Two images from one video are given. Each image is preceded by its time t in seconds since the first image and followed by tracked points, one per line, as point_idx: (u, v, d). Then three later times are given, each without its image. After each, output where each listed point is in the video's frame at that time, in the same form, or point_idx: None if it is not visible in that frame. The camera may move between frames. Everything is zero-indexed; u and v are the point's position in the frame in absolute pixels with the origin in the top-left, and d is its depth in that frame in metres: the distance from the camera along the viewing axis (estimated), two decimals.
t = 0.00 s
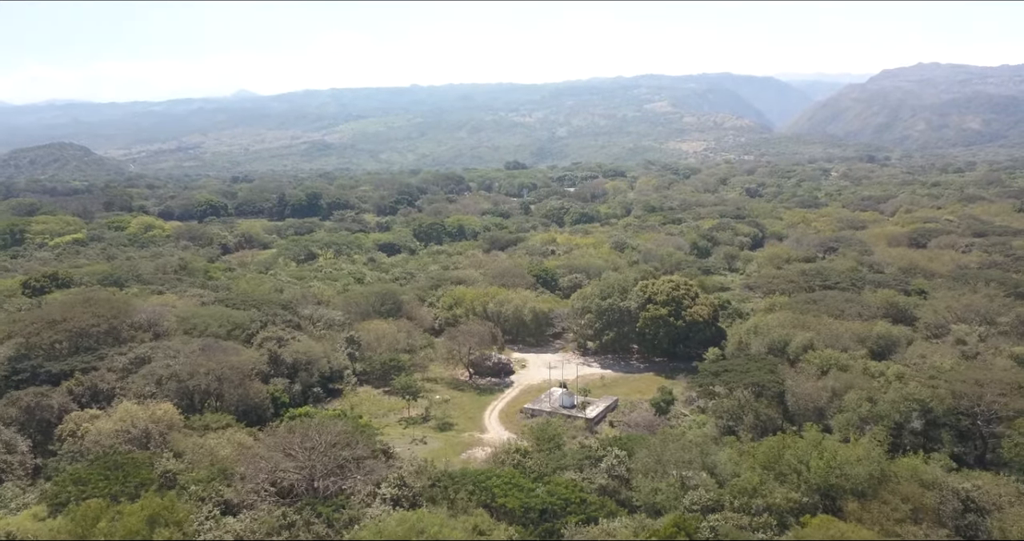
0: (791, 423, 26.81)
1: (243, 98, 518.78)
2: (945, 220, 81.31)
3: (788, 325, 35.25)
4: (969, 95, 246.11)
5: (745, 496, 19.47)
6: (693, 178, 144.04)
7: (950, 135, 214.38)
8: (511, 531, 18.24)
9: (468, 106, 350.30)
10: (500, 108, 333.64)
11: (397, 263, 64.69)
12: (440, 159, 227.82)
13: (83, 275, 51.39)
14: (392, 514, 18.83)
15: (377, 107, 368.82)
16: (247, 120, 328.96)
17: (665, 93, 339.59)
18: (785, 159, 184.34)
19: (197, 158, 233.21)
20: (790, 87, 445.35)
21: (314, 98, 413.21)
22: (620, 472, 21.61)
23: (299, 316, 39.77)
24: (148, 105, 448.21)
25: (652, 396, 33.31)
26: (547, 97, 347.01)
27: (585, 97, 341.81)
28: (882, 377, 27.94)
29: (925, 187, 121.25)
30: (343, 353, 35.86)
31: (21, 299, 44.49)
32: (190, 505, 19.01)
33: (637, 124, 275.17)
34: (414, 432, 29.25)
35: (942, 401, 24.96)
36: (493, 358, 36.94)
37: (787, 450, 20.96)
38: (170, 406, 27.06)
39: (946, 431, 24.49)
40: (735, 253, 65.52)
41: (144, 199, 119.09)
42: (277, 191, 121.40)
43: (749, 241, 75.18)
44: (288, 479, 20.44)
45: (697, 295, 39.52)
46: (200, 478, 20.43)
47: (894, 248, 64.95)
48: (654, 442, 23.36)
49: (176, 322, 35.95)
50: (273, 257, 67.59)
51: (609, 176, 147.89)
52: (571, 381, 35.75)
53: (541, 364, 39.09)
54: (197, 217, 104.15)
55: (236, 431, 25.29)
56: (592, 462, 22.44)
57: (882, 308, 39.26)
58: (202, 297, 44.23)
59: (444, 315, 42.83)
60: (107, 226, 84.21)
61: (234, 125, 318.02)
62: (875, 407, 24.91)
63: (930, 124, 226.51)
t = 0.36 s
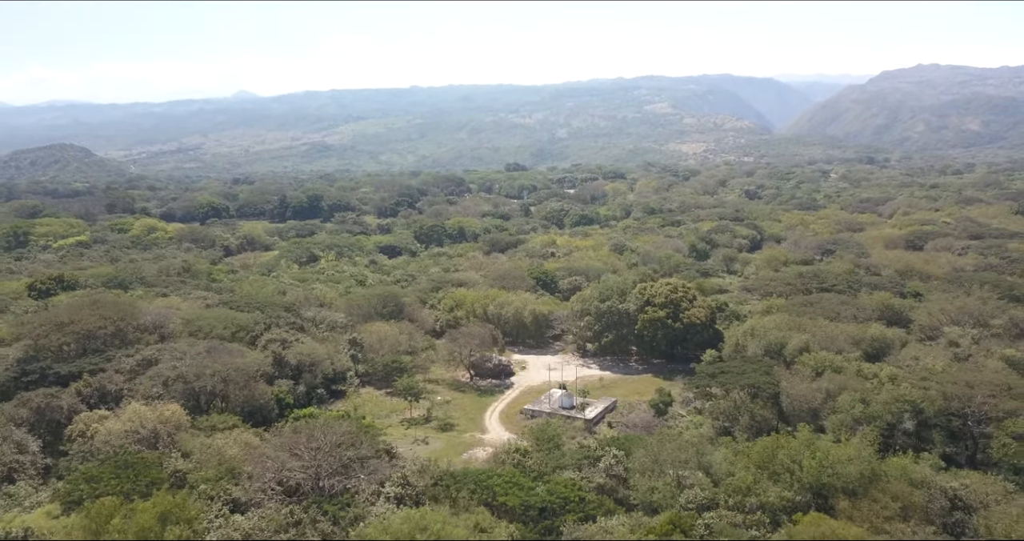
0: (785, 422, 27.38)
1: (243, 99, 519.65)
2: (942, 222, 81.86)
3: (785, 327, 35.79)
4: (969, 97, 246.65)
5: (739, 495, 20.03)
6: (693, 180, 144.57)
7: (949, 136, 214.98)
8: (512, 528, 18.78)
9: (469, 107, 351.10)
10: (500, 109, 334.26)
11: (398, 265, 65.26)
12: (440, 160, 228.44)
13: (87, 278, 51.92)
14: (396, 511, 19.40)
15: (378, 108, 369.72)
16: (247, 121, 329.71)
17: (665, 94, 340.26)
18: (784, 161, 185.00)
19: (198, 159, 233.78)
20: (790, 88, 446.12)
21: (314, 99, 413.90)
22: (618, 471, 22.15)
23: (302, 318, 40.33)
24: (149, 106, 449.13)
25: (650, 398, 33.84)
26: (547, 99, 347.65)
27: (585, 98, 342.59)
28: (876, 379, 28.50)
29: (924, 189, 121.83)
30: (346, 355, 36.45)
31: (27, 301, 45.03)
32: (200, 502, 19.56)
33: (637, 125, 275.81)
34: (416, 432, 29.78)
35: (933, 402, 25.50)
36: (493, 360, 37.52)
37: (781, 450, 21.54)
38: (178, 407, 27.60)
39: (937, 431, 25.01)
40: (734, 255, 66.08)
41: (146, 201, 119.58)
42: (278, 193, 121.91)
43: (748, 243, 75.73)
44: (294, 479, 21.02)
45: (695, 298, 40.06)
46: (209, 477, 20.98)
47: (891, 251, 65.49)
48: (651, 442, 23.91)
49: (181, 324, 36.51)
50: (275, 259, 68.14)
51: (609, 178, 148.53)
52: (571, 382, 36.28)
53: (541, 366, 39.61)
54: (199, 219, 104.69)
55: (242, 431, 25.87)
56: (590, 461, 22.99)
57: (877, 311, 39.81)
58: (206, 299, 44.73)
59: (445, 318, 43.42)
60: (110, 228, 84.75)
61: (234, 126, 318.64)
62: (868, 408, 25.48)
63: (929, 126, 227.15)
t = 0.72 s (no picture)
0: (780, 422, 27.93)
1: (243, 99, 520.01)
2: (939, 224, 82.37)
3: (781, 329, 36.33)
4: (968, 98, 247.09)
5: (734, 493, 20.57)
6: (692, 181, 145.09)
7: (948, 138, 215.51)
8: (512, 526, 19.30)
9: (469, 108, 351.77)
10: (500, 110, 334.86)
11: (399, 267, 65.80)
12: (441, 161, 229.13)
13: (91, 280, 52.47)
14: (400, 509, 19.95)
15: (378, 109, 370.51)
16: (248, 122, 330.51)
17: (665, 94, 340.82)
18: (783, 162, 185.52)
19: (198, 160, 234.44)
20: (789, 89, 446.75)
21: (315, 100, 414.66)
22: (615, 470, 22.71)
23: (304, 320, 40.86)
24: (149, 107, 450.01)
25: (648, 398, 34.36)
26: (547, 99, 348.27)
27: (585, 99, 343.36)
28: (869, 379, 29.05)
29: (922, 191, 122.35)
30: (348, 356, 36.99)
31: (33, 303, 45.57)
32: (209, 500, 20.09)
33: (637, 126, 276.45)
34: (418, 432, 30.30)
35: (924, 402, 26.05)
36: (494, 361, 38.09)
37: (775, 449, 22.07)
38: (184, 408, 28.14)
39: (929, 431, 25.56)
40: (732, 256, 66.60)
41: (147, 202, 120.19)
42: (278, 195, 122.47)
43: (746, 245, 76.22)
44: (299, 478, 21.55)
45: (693, 300, 40.54)
46: (217, 476, 21.52)
47: (888, 252, 66.00)
48: (648, 442, 24.45)
49: (186, 326, 37.04)
50: (277, 261, 68.69)
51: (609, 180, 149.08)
52: (570, 383, 36.80)
53: (540, 367, 40.12)
54: (200, 221, 105.28)
55: (248, 431, 26.39)
56: (589, 461, 23.53)
57: (872, 313, 40.34)
58: (210, 301, 45.27)
59: (446, 319, 43.94)
60: (113, 230, 85.33)
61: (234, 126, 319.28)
62: (861, 409, 26.00)
63: (928, 127, 227.70)
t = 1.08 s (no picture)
0: (775, 421, 28.48)
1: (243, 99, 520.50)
2: (937, 225, 82.93)
3: (777, 330, 36.87)
4: (967, 99, 247.60)
5: (729, 489, 21.13)
6: (692, 181, 145.61)
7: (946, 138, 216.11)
8: (512, 523, 19.78)
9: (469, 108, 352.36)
10: (500, 110, 335.32)
11: (400, 268, 66.36)
12: (441, 162, 229.74)
13: (95, 281, 52.93)
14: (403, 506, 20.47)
15: (378, 109, 371.09)
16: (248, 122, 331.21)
17: (665, 94, 341.33)
18: (783, 162, 186.05)
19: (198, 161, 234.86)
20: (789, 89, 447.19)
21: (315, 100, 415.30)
22: (614, 468, 23.26)
23: (308, 321, 41.41)
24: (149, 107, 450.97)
25: (647, 398, 34.86)
26: (547, 100, 348.69)
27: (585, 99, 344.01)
28: (863, 379, 29.62)
29: (921, 192, 122.83)
30: (351, 357, 37.53)
31: (39, 304, 46.11)
32: (217, 497, 20.62)
33: (637, 126, 276.95)
34: (420, 431, 30.83)
35: (917, 401, 26.56)
36: (494, 362, 38.67)
37: (769, 448, 22.60)
38: (191, 407, 28.66)
39: (922, 430, 26.09)
40: (730, 258, 67.16)
41: (149, 203, 120.68)
42: (279, 196, 122.99)
43: (744, 246, 76.78)
44: (305, 476, 22.06)
45: (691, 300, 41.03)
46: (225, 473, 22.05)
47: (885, 253, 66.55)
48: (646, 440, 24.99)
49: (191, 326, 37.53)
50: (279, 262, 69.24)
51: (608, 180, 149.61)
52: (570, 383, 37.33)
53: (540, 367, 40.62)
54: (201, 221, 105.77)
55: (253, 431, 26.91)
56: (588, 460, 24.08)
57: (867, 314, 40.92)
58: (214, 302, 45.83)
59: (447, 320, 44.47)
60: (115, 231, 85.79)
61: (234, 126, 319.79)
62: (855, 408, 26.55)
63: (927, 127, 228.27)
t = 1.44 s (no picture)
0: (770, 421, 29.04)
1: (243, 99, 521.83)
2: (934, 226, 83.53)
3: (773, 331, 37.43)
4: (966, 99, 248.29)
5: (723, 487, 21.66)
6: (691, 182, 146.14)
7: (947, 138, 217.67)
8: (512, 519, 20.32)
9: (469, 108, 352.99)
10: (500, 110, 335.76)
11: (401, 269, 66.90)
12: (441, 162, 230.26)
13: (99, 282, 53.48)
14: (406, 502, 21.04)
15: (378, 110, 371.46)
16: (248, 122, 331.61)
17: (664, 94, 341.84)
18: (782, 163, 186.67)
19: (199, 161, 235.35)
20: (789, 90, 447.62)
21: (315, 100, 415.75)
22: (611, 467, 23.81)
23: (311, 321, 41.98)
24: (149, 106, 451.71)
25: (644, 398, 35.42)
26: (547, 100, 349.26)
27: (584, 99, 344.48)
28: (857, 379, 30.19)
29: (919, 192, 123.45)
30: (353, 357, 38.06)
31: (45, 305, 46.66)
32: (225, 493, 21.14)
33: (636, 126, 277.41)
34: (422, 430, 31.38)
35: (908, 401, 27.11)
36: (494, 362, 39.21)
37: (762, 447, 23.14)
38: (197, 407, 29.21)
39: (913, 429, 26.64)
40: (728, 259, 67.74)
41: (150, 203, 121.18)
42: (280, 196, 123.51)
43: (742, 247, 77.31)
44: (309, 474, 22.60)
45: (689, 301, 41.54)
46: (232, 471, 22.61)
47: (882, 255, 67.11)
48: (642, 439, 25.54)
49: (195, 327, 38.07)
50: (281, 263, 69.76)
51: (608, 181, 150.13)
52: (569, 383, 37.87)
53: (540, 367, 41.17)
54: (202, 222, 106.29)
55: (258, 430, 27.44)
56: (586, 458, 24.64)
57: (863, 315, 41.46)
58: (217, 303, 46.36)
59: (448, 321, 45.02)
60: (118, 232, 86.37)
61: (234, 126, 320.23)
62: (848, 408, 27.09)
63: (926, 128, 228.93)
